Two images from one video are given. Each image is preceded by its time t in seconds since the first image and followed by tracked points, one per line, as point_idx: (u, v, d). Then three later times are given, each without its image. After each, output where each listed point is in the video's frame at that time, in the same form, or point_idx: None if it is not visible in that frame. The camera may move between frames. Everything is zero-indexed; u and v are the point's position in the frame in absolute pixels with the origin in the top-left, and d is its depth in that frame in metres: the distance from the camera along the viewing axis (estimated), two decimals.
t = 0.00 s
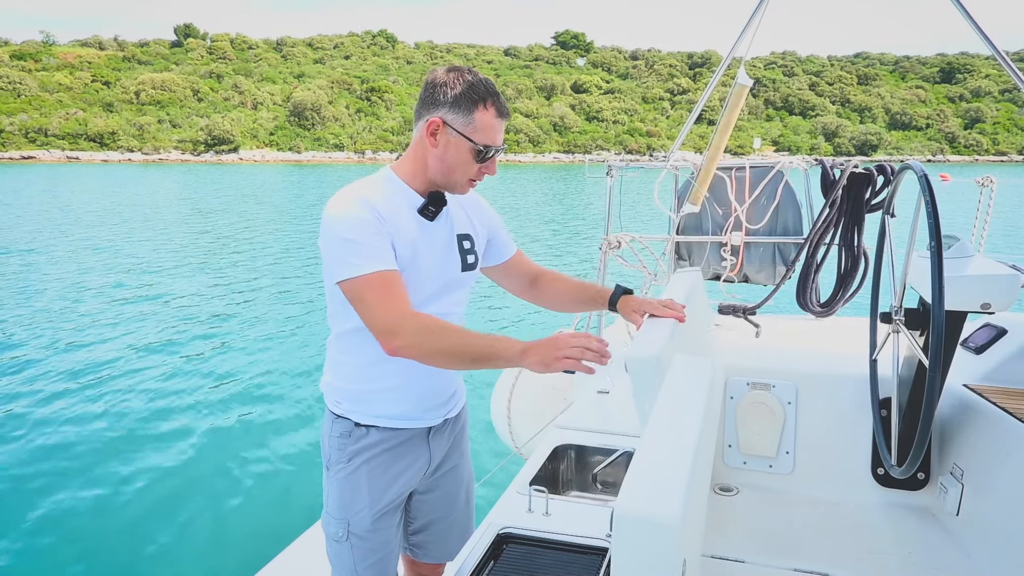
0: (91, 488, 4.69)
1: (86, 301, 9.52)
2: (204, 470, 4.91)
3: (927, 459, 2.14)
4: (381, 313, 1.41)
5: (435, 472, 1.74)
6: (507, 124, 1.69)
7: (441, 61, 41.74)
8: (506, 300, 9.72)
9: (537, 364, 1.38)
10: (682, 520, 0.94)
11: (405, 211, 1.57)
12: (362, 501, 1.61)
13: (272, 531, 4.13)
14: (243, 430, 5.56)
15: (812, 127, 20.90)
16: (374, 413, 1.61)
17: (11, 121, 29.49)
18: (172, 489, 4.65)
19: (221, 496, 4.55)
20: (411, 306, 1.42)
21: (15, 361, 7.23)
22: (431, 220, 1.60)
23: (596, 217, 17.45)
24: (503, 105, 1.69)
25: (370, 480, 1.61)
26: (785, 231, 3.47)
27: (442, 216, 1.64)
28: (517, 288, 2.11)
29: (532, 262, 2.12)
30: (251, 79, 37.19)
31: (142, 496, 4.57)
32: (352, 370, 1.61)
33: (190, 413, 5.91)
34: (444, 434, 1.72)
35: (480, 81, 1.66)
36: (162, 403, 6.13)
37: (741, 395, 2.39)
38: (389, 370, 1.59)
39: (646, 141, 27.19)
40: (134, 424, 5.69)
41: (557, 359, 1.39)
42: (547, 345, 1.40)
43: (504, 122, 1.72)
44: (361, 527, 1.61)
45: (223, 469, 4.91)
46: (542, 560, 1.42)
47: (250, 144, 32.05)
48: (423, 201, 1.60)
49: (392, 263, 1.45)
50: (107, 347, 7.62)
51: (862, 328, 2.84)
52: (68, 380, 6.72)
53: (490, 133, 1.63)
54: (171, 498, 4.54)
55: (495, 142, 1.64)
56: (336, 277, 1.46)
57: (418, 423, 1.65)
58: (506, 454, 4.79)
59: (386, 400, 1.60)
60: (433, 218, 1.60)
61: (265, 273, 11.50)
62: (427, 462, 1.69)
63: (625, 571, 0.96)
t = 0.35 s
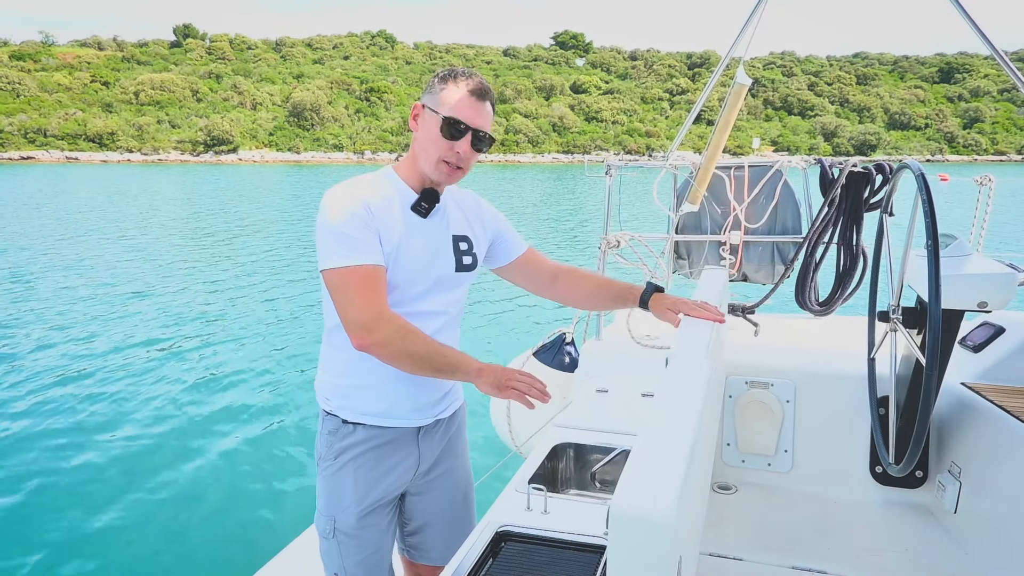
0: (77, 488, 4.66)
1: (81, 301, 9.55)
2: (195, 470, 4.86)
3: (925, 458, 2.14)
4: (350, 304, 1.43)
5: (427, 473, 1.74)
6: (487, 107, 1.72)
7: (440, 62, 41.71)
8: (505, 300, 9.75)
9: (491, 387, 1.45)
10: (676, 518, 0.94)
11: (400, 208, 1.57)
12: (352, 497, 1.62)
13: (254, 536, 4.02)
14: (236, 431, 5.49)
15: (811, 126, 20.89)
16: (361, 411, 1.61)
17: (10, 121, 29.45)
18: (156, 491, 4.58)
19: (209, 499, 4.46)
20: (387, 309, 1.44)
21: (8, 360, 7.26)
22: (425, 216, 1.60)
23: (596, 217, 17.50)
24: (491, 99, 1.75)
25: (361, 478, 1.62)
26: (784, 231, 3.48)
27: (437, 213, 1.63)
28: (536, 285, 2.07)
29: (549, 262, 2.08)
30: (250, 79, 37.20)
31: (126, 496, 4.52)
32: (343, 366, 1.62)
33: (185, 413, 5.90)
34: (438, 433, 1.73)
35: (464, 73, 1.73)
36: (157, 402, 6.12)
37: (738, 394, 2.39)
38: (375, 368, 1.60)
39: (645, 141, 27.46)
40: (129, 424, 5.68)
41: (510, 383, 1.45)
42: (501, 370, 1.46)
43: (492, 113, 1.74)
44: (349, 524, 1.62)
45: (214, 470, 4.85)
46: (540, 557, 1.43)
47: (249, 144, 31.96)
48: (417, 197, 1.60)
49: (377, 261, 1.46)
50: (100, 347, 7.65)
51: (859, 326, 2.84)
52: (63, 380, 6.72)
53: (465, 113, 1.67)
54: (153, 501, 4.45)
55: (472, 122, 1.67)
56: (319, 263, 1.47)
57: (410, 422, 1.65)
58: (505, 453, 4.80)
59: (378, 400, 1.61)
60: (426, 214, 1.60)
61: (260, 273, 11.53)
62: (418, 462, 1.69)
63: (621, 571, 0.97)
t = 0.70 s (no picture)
0: (69, 487, 4.64)
1: (73, 300, 9.59)
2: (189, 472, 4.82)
3: (919, 456, 2.15)
4: (349, 300, 1.44)
5: (421, 471, 1.74)
6: (485, 105, 1.74)
7: (436, 63, 41.74)
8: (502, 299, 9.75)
9: (478, 393, 1.42)
10: (670, 518, 0.94)
11: (403, 206, 1.58)
12: (344, 494, 1.62)
13: (240, 546, 3.94)
14: (230, 434, 5.45)
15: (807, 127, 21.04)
16: (354, 407, 1.62)
17: (5, 122, 29.31)
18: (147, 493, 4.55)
19: (198, 503, 4.41)
20: (385, 303, 1.45)
21: None
22: (430, 216, 1.60)
23: (593, 216, 17.55)
24: (498, 114, 1.79)
25: (354, 474, 1.63)
26: (780, 230, 3.48)
27: (441, 215, 1.63)
28: (550, 282, 2.05)
29: (564, 259, 2.06)
30: (246, 80, 37.15)
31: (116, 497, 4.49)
32: (340, 362, 1.63)
33: (180, 412, 5.89)
34: (433, 431, 1.73)
35: (466, 74, 1.78)
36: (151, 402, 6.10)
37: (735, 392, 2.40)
38: (369, 365, 1.60)
39: (642, 142, 27.71)
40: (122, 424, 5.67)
41: (497, 392, 1.42)
42: (489, 378, 1.43)
43: (492, 113, 1.78)
44: (341, 520, 1.63)
45: (207, 473, 4.80)
46: (537, 554, 1.43)
47: (245, 145, 31.85)
48: (421, 196, 1.60)
49: (375, 258, 1.48)
50: (91, 346, 7.68)
51: (854, 326, 2.85)
52: (57, 380, 6.71)
53: (457, 108, 1.72)
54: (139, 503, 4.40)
55: (468, 119, 1.70)
56: (321, 253, 1.49)
57: (403, 420, 1.65)
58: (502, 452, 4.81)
59: (372, 397, 1.62)
60: (431, 215, 1.59)
61: (253, 273, 11.56)
62: (411, 459, 1.69)
63: (616, 569, 0.97)
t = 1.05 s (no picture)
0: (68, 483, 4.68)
1: (67, 301, 9.60)
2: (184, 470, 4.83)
3: (915, 455, 2.16)
4: (344, 299, 1.44)
5: (416, 471, 1.74)
6: (488, 105, 1.74)
7: (434, 63, 41.71)
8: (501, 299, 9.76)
9: (471, 397, 1.43)
10: (663, 516, 0.95)
11: (403, 206, 1.58)
12: (340, 491, 1.63)
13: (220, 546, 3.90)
14: (228, 433, 5.46)
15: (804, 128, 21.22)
16: (349, 405, 1.62)
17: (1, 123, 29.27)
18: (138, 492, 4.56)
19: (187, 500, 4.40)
20: (381, 305, 1.45)
21: None
22: (430, 218, 1.60)
23: (590, 216, 17.59)
24: (501, 115, 1.79)
25: (349, 473, 1.63)
26: (777, 229, 3.49)
27: (442, 215, 1.63)
28: (555, 281, 2.05)
29: (569, 259, 2.06)
30: (243, 80, 37.15)
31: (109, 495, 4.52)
32: (337, 361, 1.63)
33: (179, 412, 5.93)
34: (428, 432, 1.73)
35: (468, 74, 1.78)
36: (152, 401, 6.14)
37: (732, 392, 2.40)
38: (364, 364, 1.60)
39: (639, 142, 27.01)
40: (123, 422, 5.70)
41: (491, 395, 1.43)
42: (483, 381, 1.44)
43: (496, 114, 1.78)
44: (336, 518, 1.63)
45: (203, 471, 4.81)
46: (534, 553, 1.44)
47: (242, 146, 31.84)
48: (422, 197, 1.61)
49: (372, 257, 1.48)
50: (85, 346, 7.70)
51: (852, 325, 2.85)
52: (52, 379, 6.73)
53: (461, 108, 1.71)
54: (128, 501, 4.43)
55: (471, 119, 1.71)
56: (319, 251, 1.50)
57: (399, 420, 1.65)
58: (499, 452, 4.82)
59: (369, 397, 1.62)
60: (431, 217, 1.60)
61: (248, 273, 11.57)
62: (406, 459, 1.69)
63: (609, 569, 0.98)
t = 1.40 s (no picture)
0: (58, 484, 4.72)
1: (55, 301, 9.56)
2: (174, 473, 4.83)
3: (909, 454, 2.16)
4: (338, 302, 1.44)
5: (410, 473, 1.73)
6: (482, 106, 1.74)
7: (428, 63, 41.65)
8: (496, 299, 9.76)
9: (465, 401, 1.42)
10: (659, 516, 0.94)
11: (397, 207, 1.58)
12: (332, 495, 1.62)
13: (198, 555, 3.85)
14: (217, 434, 5.45)
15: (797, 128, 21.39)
16: (343, 407, 1.62)
17: None
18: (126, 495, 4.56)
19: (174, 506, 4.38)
20: (373, 308, 1.45)
21: None
22: (424, 220, 1.60)
23: (584, 216, 17.61)
24: (495, 116, 1.79)
25: (343, 474, 1.62)
26: (772, 229, 3.49)
27: (436, 217, 1.63)
28: (550, 281, 2.05)
29: (564, 260, 2.05)
30: (236, 80, 37.04)
31: (99, 498, 4.53)
32: (332, 362, 1.63)
33: (167, 412, 5.93)
34: (423, 434, 1.72)
35: (460, 74, 1.77)
36: (142, 400, 6.18)
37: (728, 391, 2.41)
38: (359, 367, 1.60)
39: (633, 142, 27.79)
40: (114, 421, 5.73)
41: (486, 399, 1.41)
42: (477, 384, 1.43)
43: (491, 115, 1.78)
44: (329, 519, 1.63)
45: (191, 475, 4.80)
46: (528, 554, 1.43)
47: (236, 145, 31.72)
48: (416, 200, 1.60)
49: (364, 260, 1.48)
50: (73, 346, 7.69)
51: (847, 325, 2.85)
52: (40, 380, 6.72)
53: (453, 110, 1.71)
54: (113, 506, 4.43)
55: (464, 119, 1.70)
56: (312, 255, 1.49)
57: (393, 422, 1.65)
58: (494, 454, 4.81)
59: (362, 398, 1.61)
60: (425, 218, 1.59)
61: (237, 273, 11.54)
62: (400, 462, 1.69)
63: (604, 570, 0.98)
